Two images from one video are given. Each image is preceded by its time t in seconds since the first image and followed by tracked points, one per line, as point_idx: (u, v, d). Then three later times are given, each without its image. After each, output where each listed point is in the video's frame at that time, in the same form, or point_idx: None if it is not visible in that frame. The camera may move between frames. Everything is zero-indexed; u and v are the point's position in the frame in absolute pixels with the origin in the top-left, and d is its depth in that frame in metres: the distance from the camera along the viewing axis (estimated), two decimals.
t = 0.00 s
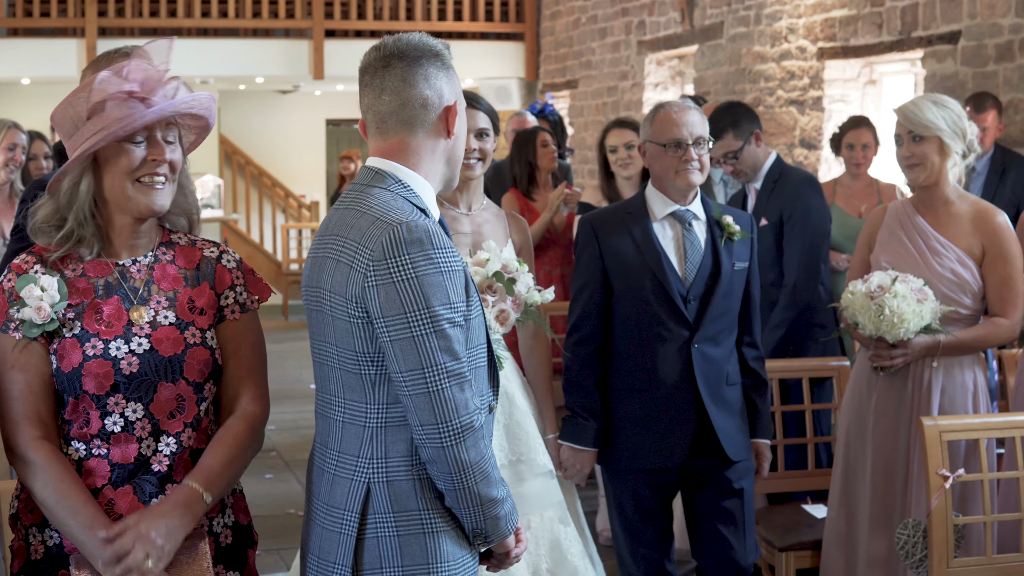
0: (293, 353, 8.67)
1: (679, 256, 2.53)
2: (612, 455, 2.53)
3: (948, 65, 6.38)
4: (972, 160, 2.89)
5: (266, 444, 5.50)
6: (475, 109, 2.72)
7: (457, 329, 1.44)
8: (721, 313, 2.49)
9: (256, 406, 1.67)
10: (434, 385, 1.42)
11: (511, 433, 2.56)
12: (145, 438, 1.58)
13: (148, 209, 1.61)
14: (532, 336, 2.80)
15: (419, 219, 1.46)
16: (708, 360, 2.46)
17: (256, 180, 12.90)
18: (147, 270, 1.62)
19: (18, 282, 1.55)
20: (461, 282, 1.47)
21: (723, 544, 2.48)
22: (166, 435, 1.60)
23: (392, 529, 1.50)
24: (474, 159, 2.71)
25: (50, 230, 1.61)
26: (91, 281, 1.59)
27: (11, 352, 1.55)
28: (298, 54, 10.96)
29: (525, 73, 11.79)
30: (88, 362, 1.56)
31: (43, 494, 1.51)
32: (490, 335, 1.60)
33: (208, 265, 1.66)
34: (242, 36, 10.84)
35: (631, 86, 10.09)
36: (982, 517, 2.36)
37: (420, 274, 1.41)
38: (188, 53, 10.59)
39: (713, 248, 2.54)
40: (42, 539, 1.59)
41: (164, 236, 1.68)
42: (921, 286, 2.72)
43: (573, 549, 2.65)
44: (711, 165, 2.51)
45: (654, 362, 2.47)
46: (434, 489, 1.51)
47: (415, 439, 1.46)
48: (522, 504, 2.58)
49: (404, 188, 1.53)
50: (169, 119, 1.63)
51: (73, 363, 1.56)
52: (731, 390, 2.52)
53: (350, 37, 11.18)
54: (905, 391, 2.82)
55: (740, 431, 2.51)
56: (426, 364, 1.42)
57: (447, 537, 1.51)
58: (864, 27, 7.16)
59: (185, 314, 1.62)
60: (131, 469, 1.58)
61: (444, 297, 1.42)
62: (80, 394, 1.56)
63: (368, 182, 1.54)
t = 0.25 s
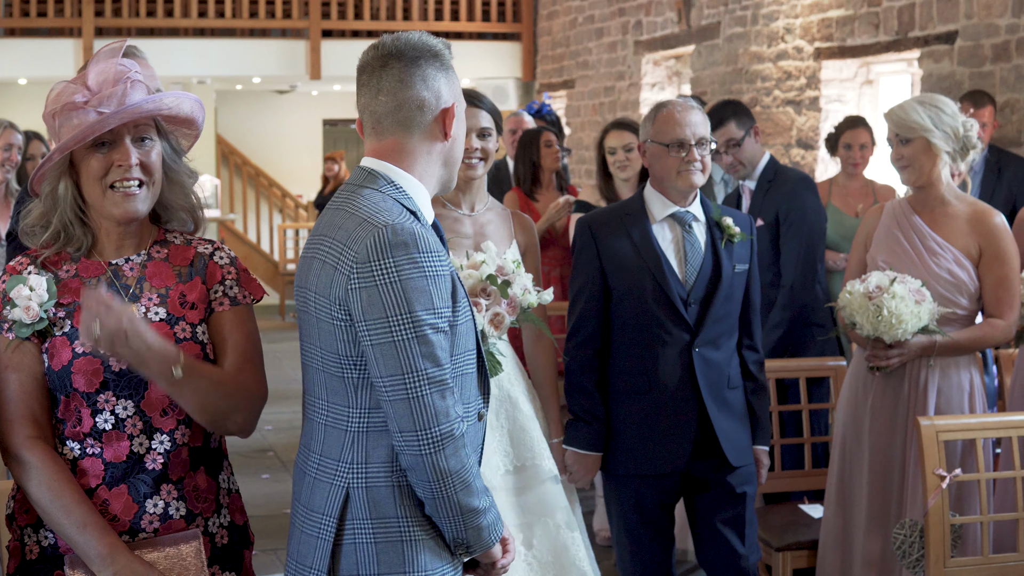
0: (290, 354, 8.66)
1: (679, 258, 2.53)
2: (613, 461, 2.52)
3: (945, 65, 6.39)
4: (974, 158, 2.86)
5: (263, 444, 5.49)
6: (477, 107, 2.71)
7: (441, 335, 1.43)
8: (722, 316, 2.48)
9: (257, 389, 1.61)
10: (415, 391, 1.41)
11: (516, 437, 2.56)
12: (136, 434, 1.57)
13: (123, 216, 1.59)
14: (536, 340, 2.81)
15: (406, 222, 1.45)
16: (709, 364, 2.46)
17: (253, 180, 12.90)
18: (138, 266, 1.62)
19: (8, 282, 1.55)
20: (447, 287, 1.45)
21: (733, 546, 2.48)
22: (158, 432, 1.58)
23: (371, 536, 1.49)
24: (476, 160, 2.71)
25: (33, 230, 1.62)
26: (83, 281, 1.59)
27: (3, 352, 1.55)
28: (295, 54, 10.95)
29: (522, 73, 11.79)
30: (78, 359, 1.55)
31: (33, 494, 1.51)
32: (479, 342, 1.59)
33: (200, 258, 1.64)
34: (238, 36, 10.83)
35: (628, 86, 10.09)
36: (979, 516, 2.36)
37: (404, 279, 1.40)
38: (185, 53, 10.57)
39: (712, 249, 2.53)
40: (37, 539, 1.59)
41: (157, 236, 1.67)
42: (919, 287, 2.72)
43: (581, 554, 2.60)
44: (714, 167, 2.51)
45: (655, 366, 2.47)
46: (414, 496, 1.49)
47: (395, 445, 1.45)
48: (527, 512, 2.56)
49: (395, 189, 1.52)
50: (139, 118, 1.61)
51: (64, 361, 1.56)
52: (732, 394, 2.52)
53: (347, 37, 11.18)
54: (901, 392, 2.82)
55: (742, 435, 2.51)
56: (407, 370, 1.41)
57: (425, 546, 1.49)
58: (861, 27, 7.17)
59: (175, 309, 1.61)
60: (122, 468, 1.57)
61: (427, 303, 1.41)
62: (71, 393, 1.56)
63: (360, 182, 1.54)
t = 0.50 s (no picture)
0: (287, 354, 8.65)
1: (684, 263, 2.51)
2: (618, 469, 2.49)
3: (941, 65, 6.40)
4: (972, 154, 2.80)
5: (260, 443, 5.48)
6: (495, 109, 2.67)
7: (420, 343, 1.42)
8: (728, 321, 2.47)
9: (253, 367, 1.58)
10: (392, 398, 1.40)
11: (528, 446, 2.49)
12: (132, 432, 1.56)
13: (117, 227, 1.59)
14: (546, 346, 2.73)
15: (388, 228, 1.44)
16: (714, 371, 2.43)
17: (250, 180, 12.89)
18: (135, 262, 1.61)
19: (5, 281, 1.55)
20: (429, 294, 1.44)
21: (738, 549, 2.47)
22: (155, 428, 1.57)
23: (349, 543, 1.48)
24: (495, 163, 2.66)
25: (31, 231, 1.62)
26: (79, 280, 1.58)
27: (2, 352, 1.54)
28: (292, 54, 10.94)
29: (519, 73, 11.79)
30: (73, 357, 1.54)
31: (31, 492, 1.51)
32: (465, 348, 1.57)
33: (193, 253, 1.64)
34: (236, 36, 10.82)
35: (625, 86, 10.10)
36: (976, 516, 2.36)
37: (382, 285, 1.39)
38: (182, 53, 10.56)
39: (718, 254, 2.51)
40: (37, 539, 1.59)
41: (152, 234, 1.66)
42: (915, 288, 2.72)
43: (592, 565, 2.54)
44: (721, 170, 2.49)
45: (660, 372, 2.44)
46: (393, 504, 1.48)
47: (373, 452, 1.44)
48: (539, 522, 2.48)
49: (383, 193, 1.52)
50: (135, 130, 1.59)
51: (59, 359, 1.55)
52: (738, 401, 2.50)
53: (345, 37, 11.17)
54: (897, 393, 2.82)
55: (748, 443, 2.49)
56: (384, 377, 1.40)
57: (403, 554, 1.48)
58: (858, 27, 7.17)
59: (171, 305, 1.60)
60: (119, 466, 1.56)
61: (406, 310, 1.40)
62: (67, 391, 1.55)
63: (349, 184, 1.54)
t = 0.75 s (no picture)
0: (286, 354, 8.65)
1: (699, 266, 2.48)
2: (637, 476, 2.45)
3: (939, 65, 6.41)
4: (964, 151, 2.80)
5: (259, 443, 5.48)
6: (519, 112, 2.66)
7: (405, 345, 1.42)
8: (744, 326, 2.43)
9: (248, 365, 1.58)
10: (378, 401, 1.40)
11: (553, 454, 2.49)
12: (131, 430, 1.56)
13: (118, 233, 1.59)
14: (563, 351, 2.78)
15: (371, 230, 1.44)
16: (729, 376, 2.40)
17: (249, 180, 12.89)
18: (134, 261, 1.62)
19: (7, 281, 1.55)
20: (414, 296, 1.44)
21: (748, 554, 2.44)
22: (154, 426, 1.57)
23: (342, 545, 1.48)
24: (518, 167, 2.65)
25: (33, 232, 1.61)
26: (81, 280, 1.59)
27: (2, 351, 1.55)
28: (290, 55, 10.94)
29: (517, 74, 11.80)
30: (73, 356, 1.55)
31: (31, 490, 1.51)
32: (455, 349, 1.57)
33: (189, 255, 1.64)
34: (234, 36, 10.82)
35: (623, 87, 10.10)
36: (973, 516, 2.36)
37: (365, 288, 1.39)
38: (180, 54, 10.56)
39: (736, 257, 2.48)
40: (37, 538, 1.59)
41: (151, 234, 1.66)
42: (911, 288, 2.72)
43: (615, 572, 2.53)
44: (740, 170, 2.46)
45: (676, 376, 2.42)
46: (384, 506, 1.48)
47: (361, 455, 1.44)
48: (565, 530, 2.46)
49: (370, 195, 1.52)
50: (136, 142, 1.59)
51: (59, 357, 1.55)
52: (755, 408, 2.46)
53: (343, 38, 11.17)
54: (894, 393, 2.82)
55: (766, 452, 2.45)
56: (369, 380, 1.40)
57: (397, 555, 1.48)
58: (855, 28, 7.18)
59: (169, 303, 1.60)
60: (119, 464, 1.56)
61: (389, 313, 1.40)
62: (67, 390, 1.55)
63: (338, 185, 1.54)
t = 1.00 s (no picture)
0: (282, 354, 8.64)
1: (731, 263, 2.44)
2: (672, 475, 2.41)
3: (934, 66, 6.43)
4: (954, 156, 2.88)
5: (255, 444, 5.48)
6: (545, 106, 2.60)
7: (401, 343, 1.42)
8: (778, 325, 2.39)
9: (247, 366, 1.58)
10: (374, 398, 1.40)
11: (570, 453, 2.47)
12: (129, 429, 1.56)
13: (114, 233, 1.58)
14: (589, 349, 2.66)
15: (365, 229, 1.44)
16: (762, 375, 2.36)
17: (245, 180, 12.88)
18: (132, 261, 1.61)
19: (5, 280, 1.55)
20: (409, 293, 1.44)
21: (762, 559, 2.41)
22: (151, 426, 1.57)
23: (343, 543, 1.48)
24: (545, 162, 2.60)
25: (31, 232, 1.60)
26: (78, 280, 1.58)
27: None
28: (287, 55, 10.93)
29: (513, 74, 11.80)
30: (71, 356, 1.55)
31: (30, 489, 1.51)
32: (452, 346, 1.57)
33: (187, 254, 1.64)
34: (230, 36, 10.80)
35: (619, 87, 10.11)
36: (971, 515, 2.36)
37: (360, 287, 1.39)
38: (177, 54, 10.55)
39: (771, 254, 2.43)
40: (35, 537, 1.59)
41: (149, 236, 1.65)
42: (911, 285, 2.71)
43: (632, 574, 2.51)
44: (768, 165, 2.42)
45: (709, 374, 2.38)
46: (384, 503, 1.48)
47: (360, 453, 1.44)
48: (581, 531, 2.45)
49: (364, 195, 1.52)
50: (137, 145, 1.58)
51: (57, 357, 1.55)
52: (787, 409, 2.42)
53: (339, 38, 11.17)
54: (893, 393, 2.83)
55: (797, 454, 2.41)
56: (366, 378, 1.40)
57: (399, 552, 1.48)
58: (851, 28, 7.19)
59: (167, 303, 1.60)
60: (117, 464, 1.56)
61: (384, 311, 1.40)
62: (65, 389, 1.55)
63: (334, 184, 1.54)
